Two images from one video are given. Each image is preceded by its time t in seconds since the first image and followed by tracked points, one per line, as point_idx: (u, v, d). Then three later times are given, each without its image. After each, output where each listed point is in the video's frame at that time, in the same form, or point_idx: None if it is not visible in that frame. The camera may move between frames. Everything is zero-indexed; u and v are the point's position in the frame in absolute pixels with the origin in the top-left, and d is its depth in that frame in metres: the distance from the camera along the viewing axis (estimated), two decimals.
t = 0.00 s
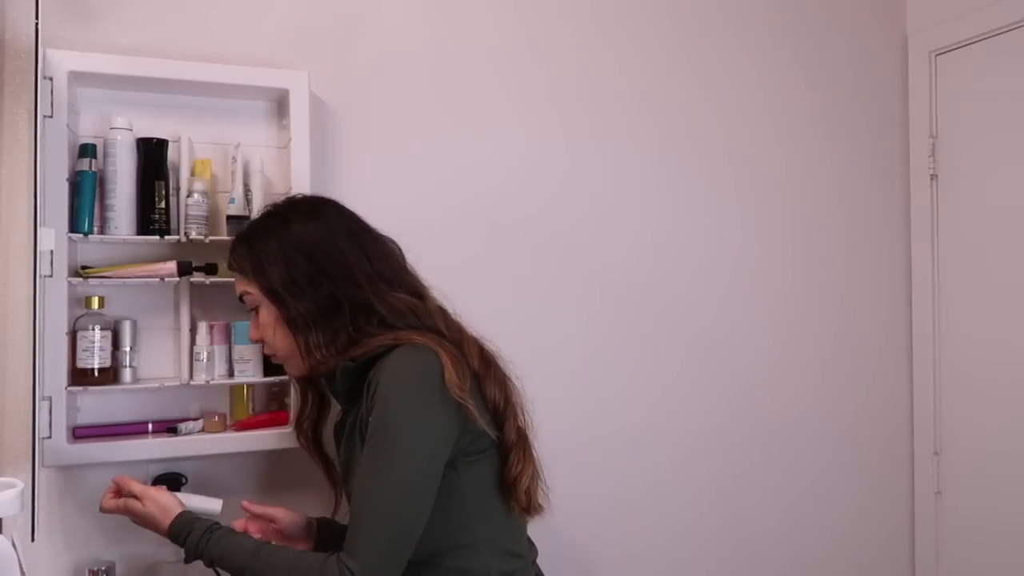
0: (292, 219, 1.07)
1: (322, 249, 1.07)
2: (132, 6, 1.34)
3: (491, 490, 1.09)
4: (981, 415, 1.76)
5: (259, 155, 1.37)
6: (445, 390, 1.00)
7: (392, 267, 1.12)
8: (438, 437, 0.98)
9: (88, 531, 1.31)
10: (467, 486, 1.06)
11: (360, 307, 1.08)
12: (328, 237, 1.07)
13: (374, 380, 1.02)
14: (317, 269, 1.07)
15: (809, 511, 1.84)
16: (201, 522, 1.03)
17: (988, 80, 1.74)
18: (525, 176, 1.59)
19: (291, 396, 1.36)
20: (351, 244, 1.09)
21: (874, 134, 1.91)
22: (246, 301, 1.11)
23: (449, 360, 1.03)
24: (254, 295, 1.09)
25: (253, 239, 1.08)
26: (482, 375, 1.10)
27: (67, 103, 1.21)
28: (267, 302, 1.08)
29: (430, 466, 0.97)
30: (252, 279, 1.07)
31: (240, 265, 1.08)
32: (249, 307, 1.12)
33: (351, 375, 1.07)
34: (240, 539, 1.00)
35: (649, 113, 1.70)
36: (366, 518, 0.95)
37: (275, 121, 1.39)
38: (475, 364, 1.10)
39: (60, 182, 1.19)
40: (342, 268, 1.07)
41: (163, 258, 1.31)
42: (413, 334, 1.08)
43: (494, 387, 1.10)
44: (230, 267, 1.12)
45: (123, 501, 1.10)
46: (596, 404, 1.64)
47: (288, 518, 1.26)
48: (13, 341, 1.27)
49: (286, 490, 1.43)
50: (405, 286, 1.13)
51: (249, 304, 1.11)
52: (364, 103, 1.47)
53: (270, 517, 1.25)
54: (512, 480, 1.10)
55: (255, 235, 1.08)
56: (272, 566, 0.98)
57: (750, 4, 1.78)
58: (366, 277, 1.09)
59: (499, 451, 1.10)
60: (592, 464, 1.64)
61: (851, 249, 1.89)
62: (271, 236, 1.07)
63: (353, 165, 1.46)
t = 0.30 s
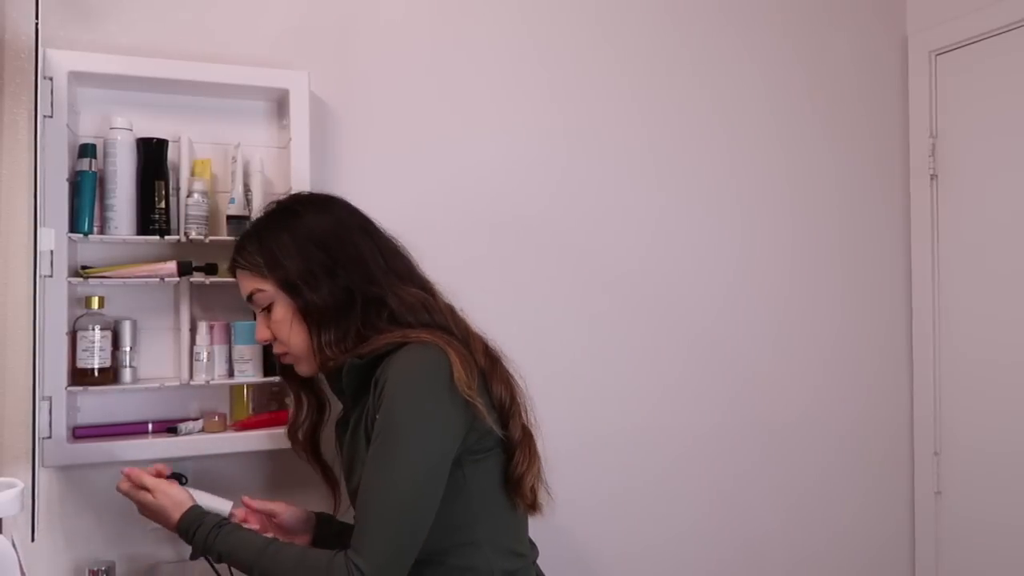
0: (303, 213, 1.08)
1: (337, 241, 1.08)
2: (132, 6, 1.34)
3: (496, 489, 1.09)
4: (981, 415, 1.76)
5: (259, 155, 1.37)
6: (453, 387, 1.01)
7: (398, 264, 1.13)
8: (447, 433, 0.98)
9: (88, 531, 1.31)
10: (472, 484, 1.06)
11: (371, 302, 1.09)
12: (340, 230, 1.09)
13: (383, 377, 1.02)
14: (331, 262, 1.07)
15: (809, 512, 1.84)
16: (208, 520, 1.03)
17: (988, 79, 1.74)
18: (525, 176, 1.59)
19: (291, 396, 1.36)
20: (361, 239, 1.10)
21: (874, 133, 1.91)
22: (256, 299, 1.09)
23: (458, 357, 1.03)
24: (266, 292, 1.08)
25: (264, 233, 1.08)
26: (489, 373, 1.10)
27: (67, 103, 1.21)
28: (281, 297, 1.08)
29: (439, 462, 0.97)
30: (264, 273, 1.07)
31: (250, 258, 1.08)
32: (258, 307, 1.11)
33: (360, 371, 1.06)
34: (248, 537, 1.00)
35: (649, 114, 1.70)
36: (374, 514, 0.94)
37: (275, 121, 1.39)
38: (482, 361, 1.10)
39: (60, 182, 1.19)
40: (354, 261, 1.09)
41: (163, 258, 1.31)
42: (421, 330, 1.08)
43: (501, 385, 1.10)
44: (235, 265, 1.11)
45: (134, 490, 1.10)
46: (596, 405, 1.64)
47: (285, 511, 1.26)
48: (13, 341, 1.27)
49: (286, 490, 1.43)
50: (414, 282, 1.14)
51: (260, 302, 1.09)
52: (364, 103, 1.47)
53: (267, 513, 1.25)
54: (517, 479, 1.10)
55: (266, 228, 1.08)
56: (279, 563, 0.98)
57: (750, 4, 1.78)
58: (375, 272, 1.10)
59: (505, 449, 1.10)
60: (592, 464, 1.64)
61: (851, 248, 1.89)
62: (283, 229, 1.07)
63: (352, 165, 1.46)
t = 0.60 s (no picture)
0: (305, 214, 1.08)
1: (337, 242, 1.08)
2: (132, 6, 1.34)
3: (500, 488, 1.09)
4: (981, 415, 1.76)
5: (259, 155, 1.37)
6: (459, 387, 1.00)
7: (401, 264, 1.13)
8: (452, 433, 0.98)
9: (88, 531, 1.31)
10: (477, 484, 1.06)
11: (373, 302, 1.09)
12: (341, 230, 1.09)
13: (387, 377, 1.02)
14: (333, 262, 1.07)
15: (809, 512, 1.84)
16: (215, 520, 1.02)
17: (988, 80, 1.74)
18: (525, 176, 1.59)
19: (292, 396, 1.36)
20: (363, 239, 1.10)
21: (874, 134, 1.91)
22: (259, 301, 1.09)
23: (462, 357, 1.03)
24: (268, 294, 1.08)
25: (267, 233, 1.08)
26: (493, 373, 1.10)
27: (67, 103, 1.21)
28: (284, 299, 1.08)
29: (445, 462, 0.97)
30: (267, 274, 1.07)
31: (253, 259, 1.08)
32: (261, 308, 1.11)
33: (363, 371, 1.06)
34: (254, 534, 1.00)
35: (649, 114, 1.70)
36: (381, 514, 0.94)
37: (275, 121, 1.39)
38: (486, 361, 1.10)
39: (60, 182, 1.19)
40: (356, 261, 1.09)
41: (163, 258, 1.32)
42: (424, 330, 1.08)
43: (504, 385, 1.10)
44: (237, 266, 1.11)
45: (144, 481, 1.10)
46: (596, 405, 1.64)
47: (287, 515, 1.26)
48: (13, 340, 1.27)
49: (286, 490, 1.43)
50: (416, 281, 1.14)
51: (264, 303, 1.10)
52: (364, 104, 1.47)
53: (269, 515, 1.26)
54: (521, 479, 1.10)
55: (268, 228, 1.08)
56: (287, 561, 0.98)
57: (749, 3, 1.78)
58: (378, 272, 1.10)
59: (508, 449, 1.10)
60: (592, 464, 1.64)
61: (851, 248, 1.89)
62: (285, 229, 1.07)
63: (352, 165, 1.46)
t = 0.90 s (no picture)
0: (297, 219, 1.07)
1: (328, 248, 1.07)
2: (132, 6, 1.34)
3: (495, 489, 1.09)
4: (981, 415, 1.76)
5: (259, 154, 1.36)
6: (452, 389, 1.00)
7: (393, 266, 1.13)
8: (445, 435, 0.98)
9: (87, 531, 1.31)
10: (472, 485, 1.06)
11: (365, 306, 1.09)
12: (332, 236, 1.08)
13: (380, 381, 1.02)
14: (322, 269, 1.07)
15: (810, 512, 1.84)
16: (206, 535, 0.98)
17: (988, 80, 1.74)
18: (525, 176, 1.59)
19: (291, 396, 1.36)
20: (354, 244, 1.09)
21: (874, 134, 1.91)
22: (252, 303, 1.11)
23: (454, 359, 1.03)
24: (261, 297, 1.09)
25: (258, 239, 1.07)
26: (486, 374, 1.10)
27: (67, 103, 1.21)
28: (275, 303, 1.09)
29: (438, 464, 0.97)
30: (258, 279, 1.07)
31: (244, 264, 1.08)
32: (255, 310, 1.12)
33: (356, 375, 1.07)
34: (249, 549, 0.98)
35: (649, 114, 1.69)
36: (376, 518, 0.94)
37: (275, 121, 1.39)
38: (479, 362, 1.10)
39: (60, 182, 1.19)
40: (346, 267, 1.08)
41: (163, 258, 1.31)
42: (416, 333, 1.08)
43: (497, 386, 1.10)
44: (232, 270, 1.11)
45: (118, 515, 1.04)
46: (595, 405, 1.64)
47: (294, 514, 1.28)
48: (13, 340, 1.27)
49: (286, 490, 1.42)
50: (409, 285, 1.14)
51: (256, 305, 1.11)
52: (364, 103, 1.47)
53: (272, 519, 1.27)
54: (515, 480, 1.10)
55: (259, 234, 1.08)
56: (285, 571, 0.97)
57: (749, 3, 1.78)
58: (368, 276, 1.09)
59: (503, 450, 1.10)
60: (592, 464, 1.64)
61: (851, 248, 1.89)
62: (275, 235, 1.07)
63: (352, 165, 1.46)
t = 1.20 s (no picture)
0: (262, 238, 1.06)
1: (291, 267, 1.06)
2: (132, 6, 1.34)
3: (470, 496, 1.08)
4: (981, 416, 1.76)
5: (260, 154, 1.37)
6: (410, 408, 1.00)
7: (360, 279, 1.11)
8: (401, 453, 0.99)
9: (88, 531, 1.31)
10: (446, 494, 1.06)
11: (329, 323, 1.08)
12: (295, 254, 1.07)
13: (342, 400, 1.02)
14: (285, 290, 1.06)
15: (810, 511, 1.84)
16: None
17: (988, 81, 1.74)
18: (525, 176, 1.59)
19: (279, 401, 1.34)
20: (318, 261, 1.08)
21: (874, 134, 1.91)
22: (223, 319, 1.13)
23: (413, 377, 1.02)
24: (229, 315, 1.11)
25: (223, 260, 1.07)
26: (451, 383, 1.08)
27: (67, 103, 1.21)
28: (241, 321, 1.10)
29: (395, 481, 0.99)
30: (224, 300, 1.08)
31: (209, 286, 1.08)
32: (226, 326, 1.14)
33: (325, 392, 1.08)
34: None
35: (649, 114, 1.70)
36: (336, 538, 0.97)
37: (275, 121, 1.39)
38: (442, 371, 1.08)
39: (60, 182, 1.19)
40: (310, 285, 1.07)
41: (164, 258, 1.32)
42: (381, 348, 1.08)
43: (465, 396, 1.08)
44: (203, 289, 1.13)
45: None
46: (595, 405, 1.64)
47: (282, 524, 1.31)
48: (13, 340, 1.27)
49: (286, 490, 1.43)
50: (373, 298, 1.12)
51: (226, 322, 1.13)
52: (365, 104, 1.47)
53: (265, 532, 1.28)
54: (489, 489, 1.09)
55: (224, 254, 1.07)
56: None
57: (750, 3, 1.78)
58: (332, 294, 1.08)
59: (475, 458, 1.08)
60: (593, 464, 1.64)
61: (851, 248, 1.89)
62: (241, 255, 1.06)
63: (352, 165, 1.46)
